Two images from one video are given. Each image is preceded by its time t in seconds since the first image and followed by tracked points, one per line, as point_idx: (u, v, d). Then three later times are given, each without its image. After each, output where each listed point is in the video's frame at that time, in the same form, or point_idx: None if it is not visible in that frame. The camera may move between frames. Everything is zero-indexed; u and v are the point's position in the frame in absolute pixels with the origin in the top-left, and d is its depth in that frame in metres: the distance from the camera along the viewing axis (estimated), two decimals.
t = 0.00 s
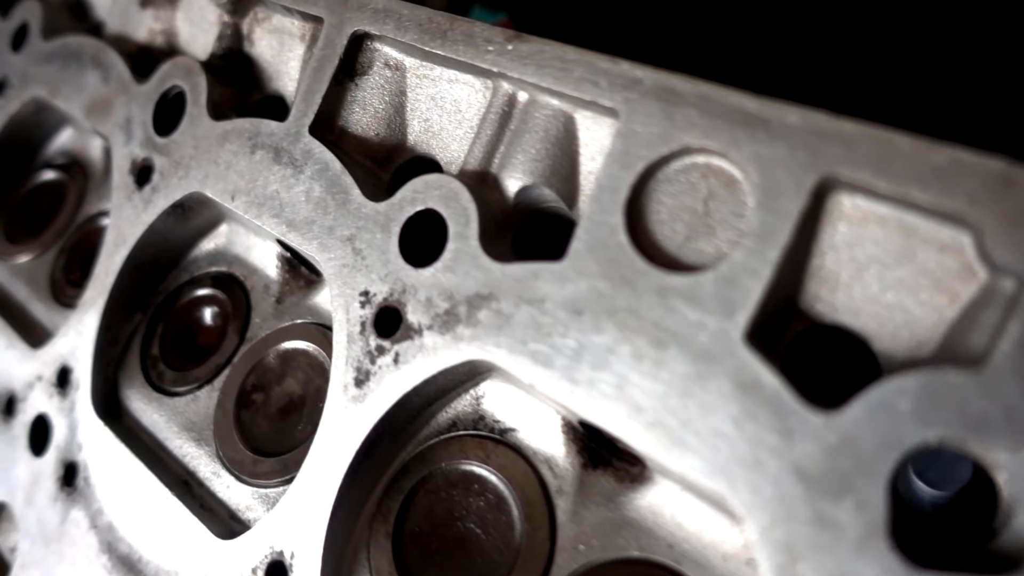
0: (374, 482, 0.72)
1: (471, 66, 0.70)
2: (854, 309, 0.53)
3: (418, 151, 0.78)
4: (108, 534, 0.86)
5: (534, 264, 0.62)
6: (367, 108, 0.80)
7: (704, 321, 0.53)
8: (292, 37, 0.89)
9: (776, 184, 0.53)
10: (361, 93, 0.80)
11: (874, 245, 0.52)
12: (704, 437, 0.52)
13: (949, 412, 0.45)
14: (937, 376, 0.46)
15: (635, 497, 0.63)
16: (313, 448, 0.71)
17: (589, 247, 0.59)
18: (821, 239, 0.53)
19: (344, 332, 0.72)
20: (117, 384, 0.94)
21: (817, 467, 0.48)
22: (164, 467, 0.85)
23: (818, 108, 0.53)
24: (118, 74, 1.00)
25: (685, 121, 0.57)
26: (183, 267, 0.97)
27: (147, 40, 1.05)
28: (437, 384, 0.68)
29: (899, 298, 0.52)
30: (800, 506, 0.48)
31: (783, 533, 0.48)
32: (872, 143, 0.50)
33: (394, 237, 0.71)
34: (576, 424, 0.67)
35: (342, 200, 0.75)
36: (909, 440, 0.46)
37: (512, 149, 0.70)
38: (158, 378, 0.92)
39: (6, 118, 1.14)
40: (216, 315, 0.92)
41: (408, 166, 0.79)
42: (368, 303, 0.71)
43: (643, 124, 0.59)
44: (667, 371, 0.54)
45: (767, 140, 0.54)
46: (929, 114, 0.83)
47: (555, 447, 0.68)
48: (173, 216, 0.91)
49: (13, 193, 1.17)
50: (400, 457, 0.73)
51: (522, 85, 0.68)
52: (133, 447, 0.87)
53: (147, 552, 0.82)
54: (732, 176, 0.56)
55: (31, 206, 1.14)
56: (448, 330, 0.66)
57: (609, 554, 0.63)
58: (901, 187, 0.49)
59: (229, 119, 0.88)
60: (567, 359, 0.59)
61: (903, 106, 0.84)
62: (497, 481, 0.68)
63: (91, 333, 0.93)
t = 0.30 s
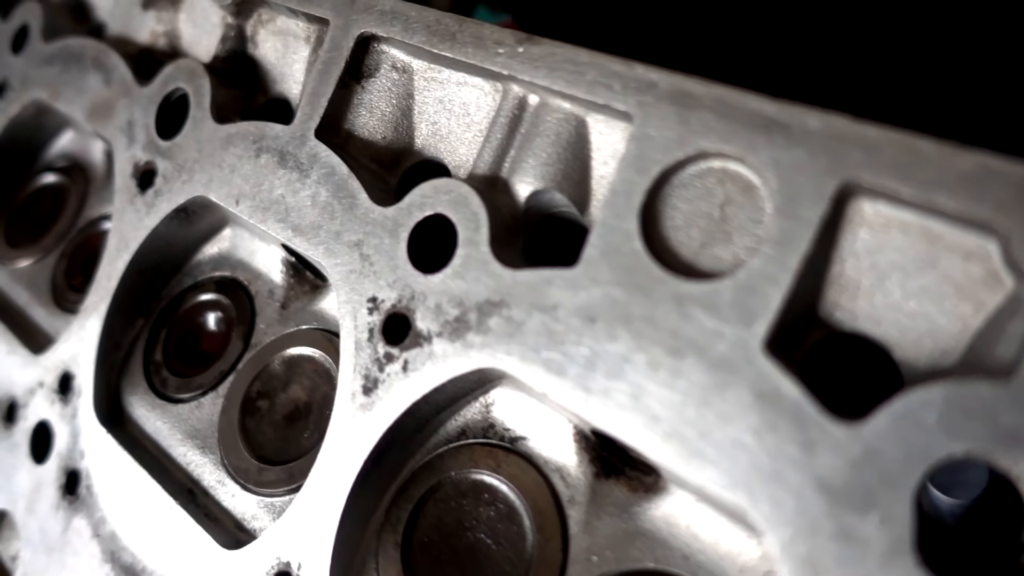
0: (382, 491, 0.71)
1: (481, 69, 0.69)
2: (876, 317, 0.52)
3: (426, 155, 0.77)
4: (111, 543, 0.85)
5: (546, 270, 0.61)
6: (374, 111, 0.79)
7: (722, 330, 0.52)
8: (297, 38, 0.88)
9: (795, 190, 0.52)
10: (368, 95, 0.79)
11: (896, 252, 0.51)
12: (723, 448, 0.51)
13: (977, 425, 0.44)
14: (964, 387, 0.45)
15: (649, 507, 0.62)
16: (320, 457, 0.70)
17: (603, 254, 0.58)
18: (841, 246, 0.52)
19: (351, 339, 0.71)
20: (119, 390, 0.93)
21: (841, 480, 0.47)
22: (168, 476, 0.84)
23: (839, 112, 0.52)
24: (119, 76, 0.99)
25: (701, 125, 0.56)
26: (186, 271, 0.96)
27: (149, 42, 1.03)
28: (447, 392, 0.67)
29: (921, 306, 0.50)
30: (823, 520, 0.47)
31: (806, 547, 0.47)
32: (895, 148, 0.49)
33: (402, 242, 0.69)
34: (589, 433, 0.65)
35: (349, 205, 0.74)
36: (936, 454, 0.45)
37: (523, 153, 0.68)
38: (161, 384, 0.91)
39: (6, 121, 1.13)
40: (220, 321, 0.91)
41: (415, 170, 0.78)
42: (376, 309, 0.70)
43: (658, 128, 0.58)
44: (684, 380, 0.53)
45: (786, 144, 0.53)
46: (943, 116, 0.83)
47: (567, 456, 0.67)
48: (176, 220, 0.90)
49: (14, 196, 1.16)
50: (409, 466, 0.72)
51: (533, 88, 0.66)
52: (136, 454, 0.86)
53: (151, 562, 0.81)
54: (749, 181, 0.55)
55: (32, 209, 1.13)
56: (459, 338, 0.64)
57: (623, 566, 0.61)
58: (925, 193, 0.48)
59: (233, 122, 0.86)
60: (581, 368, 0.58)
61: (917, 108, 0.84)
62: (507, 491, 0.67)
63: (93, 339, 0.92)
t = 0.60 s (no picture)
0: (390, 500, 0.70)
1: (490, 71, 0.68)
2: (896, 325, 0.51)
3: (433, 158, 0.76)
4: (114, 552, 0.84)
5: (558, 277, 0.60)
6: (380, 114, 0.78)
7: (739, 338, 0.51)
8: (301, 40, 0.86)
9: (814, 196, 0.51)
10: (374, 98, 0.78)
11: (918, 259, 0.50)
12: (741, 459, 0.50)
13: (1004, 438, 0.43)
14: (991, 399, 0.44)
15: (663, 518, 0.61)
16: (327, 466, 0.69)
17: (617, 260, 0.57)
18: (861, 252, 0.51)
19: (359, 346, 0.70)
20: (122, 396, 0.92)
21: (864, 494, 0.46)
22: (172, 483, 0.83)
23: (859, 116, 0.51)
24: (121, 78, 0.97)
25: (717, 129, 0.55)
26: (189, 276, 0.94)
27: (151, 43, 1.02)
28: (456, 400, 0.66)
29: (944, 313, 0.49)
30: (846, 534, 0.46)
31: (828, 562, 0.46)
32: (917, 153, 0.48)
33: (411, 248, 0.68)
34: (601, 441, 0.64)
35: (355, 209, 0.73)
36: (962, 468, 0.44)
37: (533, 157, 0.67)
38: (164, 391, 0.90)
39: (6, 123, 1.11)
40: (223, 326, 0.90)
41: (423, 173, 0.77)
42: (384, 315, 0.69)
43: (673, 132, 0.57)
44: (701, 390, 0.52)
45: (804, 149, 0.52)
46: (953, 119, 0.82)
47: (579, 465, 0.66)
48: (179, 224, 0.89)
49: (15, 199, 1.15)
50: (417, 474, 0.70)
51: (543, 91, 0.65)
52: (139, 462, 0.85)
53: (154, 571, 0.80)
54: (767, 187, 0.54)
55: (33, 212, 1.12)
56: (468, 345, 0.63)
57: None
58: (948, 199, 0.47)
59: (237, 125, 0.85)
60: (595, 376, 0.57)
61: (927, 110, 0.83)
62: (517, 500, 0.66)
63: (95, 344, 0.91)
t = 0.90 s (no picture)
0: (398, 509, 0.69)
1: (500, 74, 0.67)
2: (919, 333, 0.50)
3: (441, 161, 0.75)
4: (116, 561, 0.82)
5: (571, 283, 0.59)
6: (387, 117, 0.77)
7: (759, 347, 0.50)
8: (306, 42, 0.85)
9: (836, 202, 0.50)
10: (381, 100, 0.77)
11: (942, 266, 0.49)
12: (761, 471, 0.49)
13: None
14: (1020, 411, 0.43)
15: (677, 528, 0.60)
16: (334, 475, 0.68)
17: (631, 267, 0.56)
18: (883, 259, 0.50)
19: (366, 353, 0.69)
20: (124, 403, 0.91)
21: (889, 508, 0.45)
22: (175, 492, 0.82)
23: (881, 119, 0.50)
24: (123, 80, 0.96)
25: (734, 133, 0.54)
26: (192, 280, 0.93)
27: (153, 45, 1.01)
28: (466, 408, 0.64)
29: (968, 322, 0.48)
30: (870, 549, 0.45)
31: None
32: (942, 158, 0.47)
33: (419, 253, 0.67)
34: (613, 450, 0.63)
35: (363, 214, 0.72)
36: (991, 482, 0.43)
37: (544, 161, 0.66)
38: (167, 397, 0.88)
39: (6, 126, 1.10)
40: (227, 331, 0.89)
41: (430, 177, 0.76)
42: (392, 322, 0.68)
43: (688, 136, 0.56)
44: (719, 400, 0.51)
45: (824, 153, 0.51)
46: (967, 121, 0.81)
47: (591, 474, 0.64)
48: (182, 229, 0.88)
49: (15, 202, 1.14)
50: (425, 483, 0.69)
51: (555, 94, 0.64)
52: (142, 469, 0.84)
53: None
54: (785, 192, 0.53)
55: (33, 215, 1.11)
56: (479, 353, 0.62)
57: None
58: (974, 205, 0.46)
59: (241, 128, 0.84)
60: (609, 385, 0.56)
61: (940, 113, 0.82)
62: (528, 510, 0.65)
63: (96, 350, 0.90)
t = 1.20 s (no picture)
0: (408, 521, 0.68)
1: (512, 76, 0.66)
2: (945, 344, 0.49)
3: (450, 165, 0.74)
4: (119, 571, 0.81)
5: (586, 291, 0.58)
6: (395, 120, 0.76)
7: (782, 358, 0.49)
8: (312, 43, 0.84)
9: (861, 209, 0.49)
10: (389, 103, 0.76)
11: (970, 275, 0.47)
12: (785, 485, 0.48)
13: None
14: None
15: (696, 541, 0.58)
16: (343, 485, 0.67)
17: (649, 274, 0.55)
18: (909, 267, 0.49)
19: (375, 361, 0.67)
20: (127, 410, 0.89)
21: (920, 524, 0.44)
22: (180, 501, 0.81)
23: (907, 124, 0.48)
24: (125, 82, 0.95)
25: (755, 137, 0.53)
26: (196, 285, 0.92)
27: (156, 46, 1.00)
28: (478, 418, 0.63)
29: (998, 332, 0.47)
30: (900, 567, 0.44)
31: None
32: (971, 164, 0.46)
33: (430, 259, 0.66)
34: (628, 461, 0.62)
35: (371, 219, 0.70)
36: None
37: (557, 165, 0.65)
38: (171, 404, 0.87)
39: (6, 128, 1.09)
40: (232, 337, 0.87)
41: (439, 181, 0.74)
42: (402, 329, 0.66)
43: (707, 140, 0.55)
44: (741, 412, 0.50)
45: (849, 159, 0.49)
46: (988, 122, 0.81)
47: (606, 485, 0.63)
48: (186, 233, 0.87)
49: (16, 205, 1.13)
50: (436, 493, 0.68)
51: (568, 97, 0.63)
52: (146, 478, 0.83)
53: None
54: (808, 199, 0.52)
55: (34, 219, 1.10)
56: (491, 361, 0.61)
57: None
58: (1005, 213, 0.45)
59: (246, 131, 0.83)
60: (626, 396, 0.54)
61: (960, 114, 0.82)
62: (542, 521, 0.64)
63: (99, 356, 0.88)
